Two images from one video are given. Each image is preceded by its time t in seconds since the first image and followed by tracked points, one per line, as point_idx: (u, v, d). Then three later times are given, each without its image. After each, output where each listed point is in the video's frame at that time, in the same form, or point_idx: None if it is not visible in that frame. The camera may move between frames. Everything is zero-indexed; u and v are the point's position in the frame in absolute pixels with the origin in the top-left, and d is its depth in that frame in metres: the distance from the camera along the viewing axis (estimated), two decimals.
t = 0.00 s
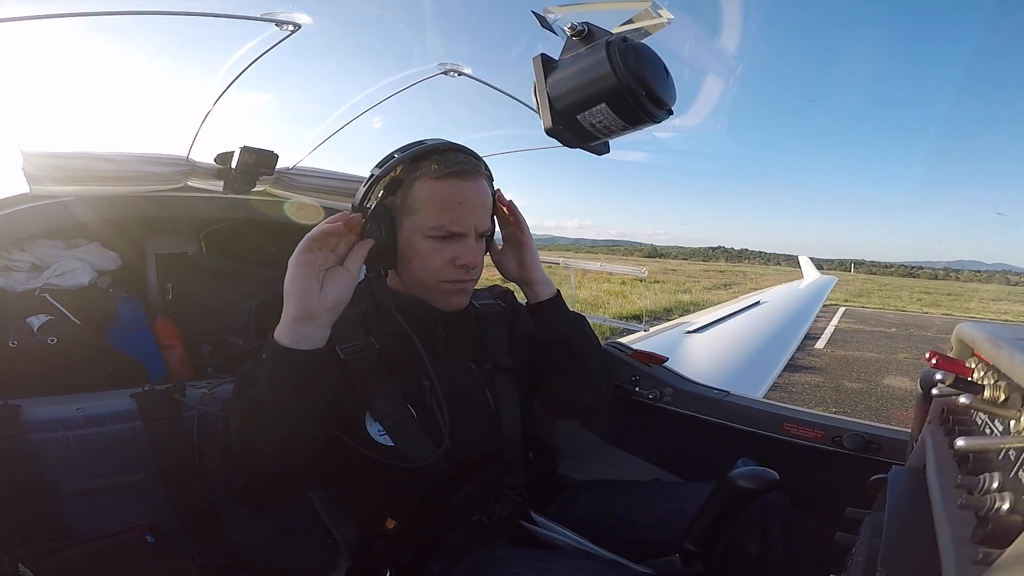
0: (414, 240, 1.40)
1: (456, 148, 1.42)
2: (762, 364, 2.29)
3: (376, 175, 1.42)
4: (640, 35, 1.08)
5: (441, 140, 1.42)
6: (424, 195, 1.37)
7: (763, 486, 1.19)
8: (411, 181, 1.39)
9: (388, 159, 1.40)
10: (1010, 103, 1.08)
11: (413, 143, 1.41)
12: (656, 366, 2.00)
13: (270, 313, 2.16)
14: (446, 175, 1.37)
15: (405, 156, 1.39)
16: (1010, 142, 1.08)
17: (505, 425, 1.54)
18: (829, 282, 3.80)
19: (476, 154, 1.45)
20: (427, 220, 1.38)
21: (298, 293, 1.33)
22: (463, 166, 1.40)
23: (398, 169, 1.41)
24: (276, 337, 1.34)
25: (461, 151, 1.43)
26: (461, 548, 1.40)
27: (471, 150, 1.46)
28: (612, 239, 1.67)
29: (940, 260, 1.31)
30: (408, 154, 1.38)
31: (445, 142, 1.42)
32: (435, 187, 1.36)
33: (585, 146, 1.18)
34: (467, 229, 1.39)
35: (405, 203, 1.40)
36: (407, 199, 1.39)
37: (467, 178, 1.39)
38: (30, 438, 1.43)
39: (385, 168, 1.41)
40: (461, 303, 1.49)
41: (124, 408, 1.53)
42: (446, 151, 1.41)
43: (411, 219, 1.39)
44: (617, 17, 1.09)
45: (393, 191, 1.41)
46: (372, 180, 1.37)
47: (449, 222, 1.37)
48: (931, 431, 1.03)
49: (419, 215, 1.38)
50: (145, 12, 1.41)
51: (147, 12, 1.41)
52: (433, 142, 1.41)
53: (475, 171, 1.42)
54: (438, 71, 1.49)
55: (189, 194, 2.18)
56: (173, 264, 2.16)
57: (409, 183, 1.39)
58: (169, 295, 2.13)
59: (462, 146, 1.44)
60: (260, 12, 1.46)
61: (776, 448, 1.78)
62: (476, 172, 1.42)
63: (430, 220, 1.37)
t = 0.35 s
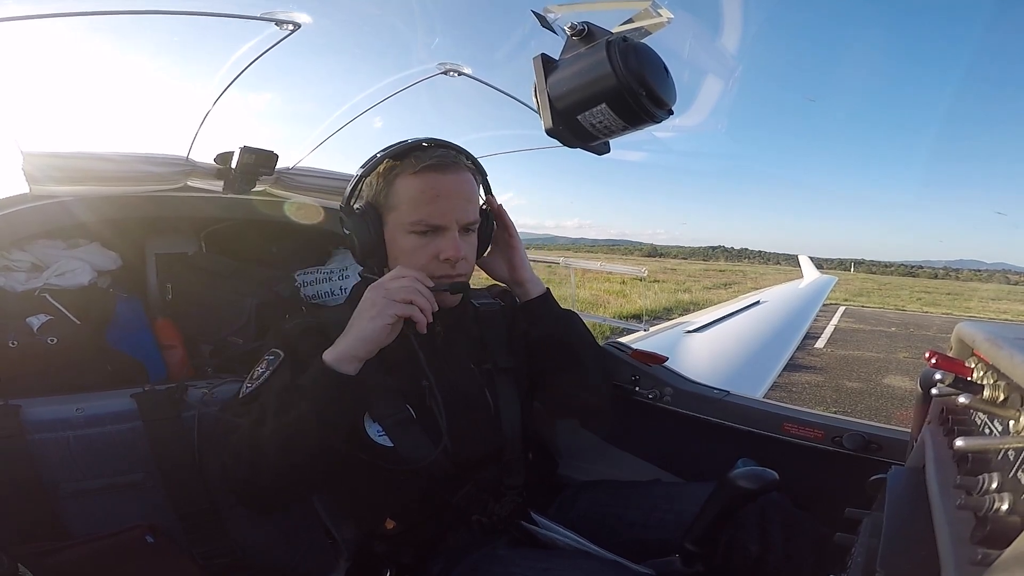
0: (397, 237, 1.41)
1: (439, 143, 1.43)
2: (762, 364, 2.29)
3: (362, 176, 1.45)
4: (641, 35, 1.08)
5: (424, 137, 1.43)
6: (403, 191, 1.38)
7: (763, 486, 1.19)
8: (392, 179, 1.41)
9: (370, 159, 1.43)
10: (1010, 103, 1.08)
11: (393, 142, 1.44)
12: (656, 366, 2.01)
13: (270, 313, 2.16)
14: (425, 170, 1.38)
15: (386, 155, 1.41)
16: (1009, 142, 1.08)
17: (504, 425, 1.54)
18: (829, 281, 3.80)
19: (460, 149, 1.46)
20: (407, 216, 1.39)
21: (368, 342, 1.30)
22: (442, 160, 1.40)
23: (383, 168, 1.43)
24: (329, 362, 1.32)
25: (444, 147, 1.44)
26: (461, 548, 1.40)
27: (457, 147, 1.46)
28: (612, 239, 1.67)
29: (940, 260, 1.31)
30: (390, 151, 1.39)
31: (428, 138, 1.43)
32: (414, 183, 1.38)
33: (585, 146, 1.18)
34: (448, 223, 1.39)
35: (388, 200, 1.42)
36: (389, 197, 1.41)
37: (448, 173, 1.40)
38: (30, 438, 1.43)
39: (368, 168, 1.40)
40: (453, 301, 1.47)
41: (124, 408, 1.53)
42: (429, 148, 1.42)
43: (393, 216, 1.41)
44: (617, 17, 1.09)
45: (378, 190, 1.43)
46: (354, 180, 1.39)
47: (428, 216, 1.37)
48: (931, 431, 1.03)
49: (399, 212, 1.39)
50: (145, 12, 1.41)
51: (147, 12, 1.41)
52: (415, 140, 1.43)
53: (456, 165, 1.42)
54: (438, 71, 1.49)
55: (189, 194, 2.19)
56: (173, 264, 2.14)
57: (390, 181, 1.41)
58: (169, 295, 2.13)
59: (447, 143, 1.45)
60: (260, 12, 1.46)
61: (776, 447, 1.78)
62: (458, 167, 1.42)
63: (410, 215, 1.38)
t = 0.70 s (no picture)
0: (392, 233, 1.42)
1: (436, 141, 1.43)
2: (762, 364, 2.29)
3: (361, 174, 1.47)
4: (641, 34, 1.08)
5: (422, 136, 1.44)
6: (398, 187, 1.39)
7: (763, 486, 1.18)
8: (389, 176, 1.42)
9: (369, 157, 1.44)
10: (1010, 103, 1.08)
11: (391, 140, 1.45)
12: (656, 366, 2.01)
13: (270, 312, 2.15)
14: (420, 166, 1.39)
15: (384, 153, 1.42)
16: (1010, 143, 1.08)
17: (505, 425, 1.54)
18: (829, 281, 3.81)
19: (457, 147, 1.46)
20: (403, 212, 1.39)
21: (359, 333, 1.31)
22: (438, 157, 1.41)
23: (382, 166, 1.45)
24: (319, 355, 1.32)
25: (441, 145, 1.44)
26: (461, 548, 1.40)
27: (455, 146, 1.46)
28: (612, 239, 1.67)
29: (940, 260, 1.31)
30: (387, 147, 1.38)
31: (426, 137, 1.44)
32: (409, 178, 1.38)
33: (585, 146, 1.18)
34: (442, 218, 1.39)
35: (384, 198, 1.43)
36: (386, 194, 1.42)
37: (444, 169, 1.40)
38: (30, 437, 1.43)
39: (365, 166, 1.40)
40: (450, 298, 1.46)
41: (124, 408, 1.53)
42: (427, 146, 1.43)
43: (389, 213, 1.42)
44: (617, 16, 1.09)
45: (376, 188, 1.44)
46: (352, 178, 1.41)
47: (423, 211, 1.37)
48: (931, 431, 1.03)
49: (395, 208, 1.40)
50: (146, 13, 1.41)
51: (147, 12, 1.41)
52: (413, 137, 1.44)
53: (452, 162, 1.42)
54: (438, 71, 1.49)
55: (189, 193, 2.18)
56: (174, 264, 2.14)
57: (388, 178, 1.42)
58: (169, 295, 2.13)
59: (445, 141, 1.45)
60: (261, 12, 1.46)
61: (776, 447, 1.78)
62: (454, 164, 1.42)
63: (405, 211, 1.39)
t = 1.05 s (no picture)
0: (395, 230, 1.42)
1: (440, 141, 1.45)
2: (762, 364, 2.29)
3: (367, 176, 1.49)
4: (641, 35, 1.08)
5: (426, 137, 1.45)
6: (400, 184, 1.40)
7: (763, 486, 1.18)
8: (392, 175, 1.43)
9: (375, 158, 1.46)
10: (1010, 104, 1.08)
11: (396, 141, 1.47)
12: (657, 367, 2.02)
13: (270, 313, 2.15)
14: (422, 163, 1.40)
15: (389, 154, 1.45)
16: (1010, 143, 1.08)
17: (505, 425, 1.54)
18: (829, 282, 3.81)
19: (461, 147, 1.47)
20: (405, 209, 1.40)
21: (336, 338, 1.28)
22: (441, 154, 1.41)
23: (386, 166, 1.47)
24: (306, 362, 1.32)
25: (446, 144, 1.45)
26: (461, 548, 1.40)
27: (460, 146, 1.47)
28: (612, 239, 1.67)
29: (939, 260, 1.31)
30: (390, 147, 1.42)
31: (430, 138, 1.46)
32: (411, 175, 1.39)
33: (585, 146, 1.18)
34: (443, 214, 1.39)
35: (387, 196, 1.44)
36: (389, 192, 1.43)
37: (446, 167, 1.41)
38: (30, 437, 1.43)
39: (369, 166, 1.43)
40: (451, 295, 1.44)
41: (124, 408, 1.53)
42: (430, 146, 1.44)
43: (392, 210, 1.43)
44: (617, 17, 1.09)
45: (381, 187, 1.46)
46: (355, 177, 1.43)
47: (424, 207, 1.38)
48: (931, 431, 1.03)
49: (397, 205, 1.41)
50: (146, 13, 1.41)
51: (147, 12, 1.41)
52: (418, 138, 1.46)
53: (454, 160, 1.42)
54: (438, 71, 1.49)
55: (190, 193, 2.19)
56: (173, 263, 2.14)
57: (391, 177, 1.44)
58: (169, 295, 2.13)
59: (450, 141, 1.46)
60: (261, 12, 1.46)
61: (776, 448, 1.78)
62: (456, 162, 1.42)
63: (406, 207, 1.39)
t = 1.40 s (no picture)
0: (455, 239, 1.42)
1: (483, 150, 1.48)
2: (762, 364, 2.29)
3: (412, 179, 1.44)
4: (642, 36, 1.09)
5: (466, 144, 1.46)
6: (466, 194, 1.41)
7: (763, 487, 1.18)
8: (450, 182, 1.43)
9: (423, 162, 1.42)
10: (1010, 104, 1.08)
11: (443, 148, 1.47)
12: (657, 367, 2.03)
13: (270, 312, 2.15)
14: (485, 175, 1.43)
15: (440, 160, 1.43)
16: (1010, 143, 1.08)
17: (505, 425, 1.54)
18: (829, 281, 3.81)
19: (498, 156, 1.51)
20: (471, 218, 1.41)
21: (349, 326, 1.34)
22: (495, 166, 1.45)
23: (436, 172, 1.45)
24: (319, 357, 1.35)
25: (487, 153, 1.49)
26: (460, 548, 1.39)
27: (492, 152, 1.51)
28: (612, 239, 1.67)
29: (939, 260, 1.31)
30: (444, 156, 1.44)
31: (470, 146, 1.48)
32: (477, 186, 1.42)
33: (585, 146, 1.18)
34: (506, 227, 1.44)
35: (444, 203, 1.43)
36: (447, 199, 1.42)
37: (500, 178, 1.45)
38: (30, 437, 1.43)
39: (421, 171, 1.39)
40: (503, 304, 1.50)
41: (124, 408, 1.53)
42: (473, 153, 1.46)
43: (451, 218, 1.42)
44: (618, 18, 1.08)
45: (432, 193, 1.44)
46: (412, 180, 1.38)
47: (493, 219, 1.41)
48: (931, 431, 1.03)
49: (460, 214, 1.41)
50: (146, 14, 1.41)
51: (147, 13, 1.41)
52: (461, 146, 1.47)
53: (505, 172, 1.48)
54: (439, 71, 1.50)
55: (190, 194, 2.19)
56: (173, 264, 2.15)
57: (447, 184, 1.43)
58: (169, 295, 2.13)
59: (483, 147, 1.49)
60: (261, 12, 1.46)
61: (776, 448, 1.78)
62: (507, 173, 1.47)
63: (473, 218, 1.40)
